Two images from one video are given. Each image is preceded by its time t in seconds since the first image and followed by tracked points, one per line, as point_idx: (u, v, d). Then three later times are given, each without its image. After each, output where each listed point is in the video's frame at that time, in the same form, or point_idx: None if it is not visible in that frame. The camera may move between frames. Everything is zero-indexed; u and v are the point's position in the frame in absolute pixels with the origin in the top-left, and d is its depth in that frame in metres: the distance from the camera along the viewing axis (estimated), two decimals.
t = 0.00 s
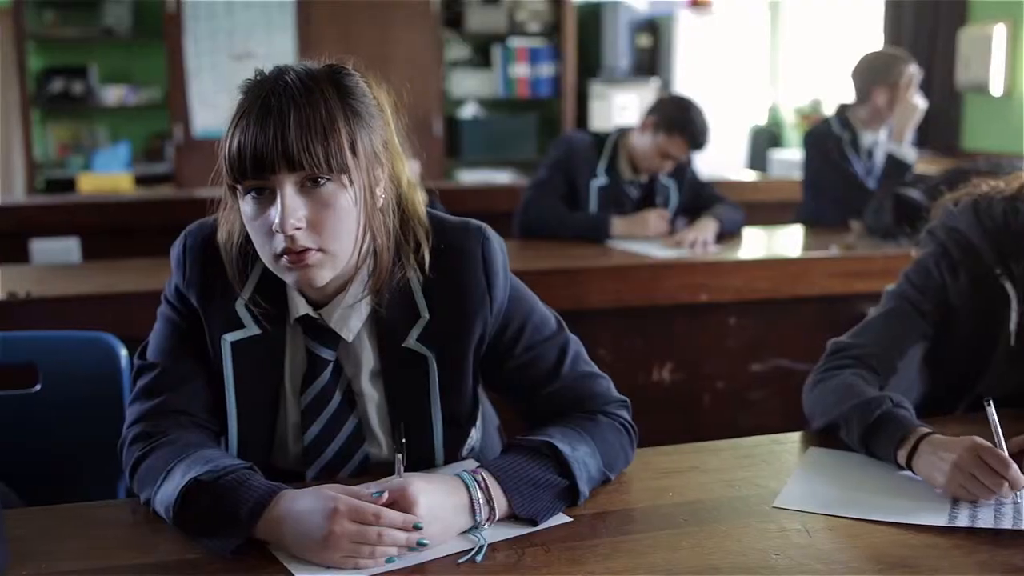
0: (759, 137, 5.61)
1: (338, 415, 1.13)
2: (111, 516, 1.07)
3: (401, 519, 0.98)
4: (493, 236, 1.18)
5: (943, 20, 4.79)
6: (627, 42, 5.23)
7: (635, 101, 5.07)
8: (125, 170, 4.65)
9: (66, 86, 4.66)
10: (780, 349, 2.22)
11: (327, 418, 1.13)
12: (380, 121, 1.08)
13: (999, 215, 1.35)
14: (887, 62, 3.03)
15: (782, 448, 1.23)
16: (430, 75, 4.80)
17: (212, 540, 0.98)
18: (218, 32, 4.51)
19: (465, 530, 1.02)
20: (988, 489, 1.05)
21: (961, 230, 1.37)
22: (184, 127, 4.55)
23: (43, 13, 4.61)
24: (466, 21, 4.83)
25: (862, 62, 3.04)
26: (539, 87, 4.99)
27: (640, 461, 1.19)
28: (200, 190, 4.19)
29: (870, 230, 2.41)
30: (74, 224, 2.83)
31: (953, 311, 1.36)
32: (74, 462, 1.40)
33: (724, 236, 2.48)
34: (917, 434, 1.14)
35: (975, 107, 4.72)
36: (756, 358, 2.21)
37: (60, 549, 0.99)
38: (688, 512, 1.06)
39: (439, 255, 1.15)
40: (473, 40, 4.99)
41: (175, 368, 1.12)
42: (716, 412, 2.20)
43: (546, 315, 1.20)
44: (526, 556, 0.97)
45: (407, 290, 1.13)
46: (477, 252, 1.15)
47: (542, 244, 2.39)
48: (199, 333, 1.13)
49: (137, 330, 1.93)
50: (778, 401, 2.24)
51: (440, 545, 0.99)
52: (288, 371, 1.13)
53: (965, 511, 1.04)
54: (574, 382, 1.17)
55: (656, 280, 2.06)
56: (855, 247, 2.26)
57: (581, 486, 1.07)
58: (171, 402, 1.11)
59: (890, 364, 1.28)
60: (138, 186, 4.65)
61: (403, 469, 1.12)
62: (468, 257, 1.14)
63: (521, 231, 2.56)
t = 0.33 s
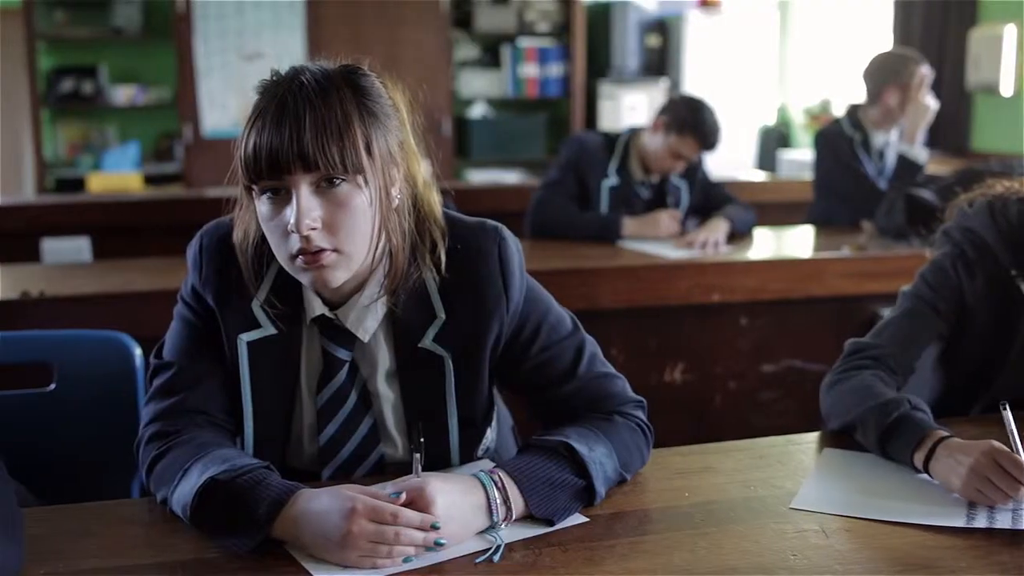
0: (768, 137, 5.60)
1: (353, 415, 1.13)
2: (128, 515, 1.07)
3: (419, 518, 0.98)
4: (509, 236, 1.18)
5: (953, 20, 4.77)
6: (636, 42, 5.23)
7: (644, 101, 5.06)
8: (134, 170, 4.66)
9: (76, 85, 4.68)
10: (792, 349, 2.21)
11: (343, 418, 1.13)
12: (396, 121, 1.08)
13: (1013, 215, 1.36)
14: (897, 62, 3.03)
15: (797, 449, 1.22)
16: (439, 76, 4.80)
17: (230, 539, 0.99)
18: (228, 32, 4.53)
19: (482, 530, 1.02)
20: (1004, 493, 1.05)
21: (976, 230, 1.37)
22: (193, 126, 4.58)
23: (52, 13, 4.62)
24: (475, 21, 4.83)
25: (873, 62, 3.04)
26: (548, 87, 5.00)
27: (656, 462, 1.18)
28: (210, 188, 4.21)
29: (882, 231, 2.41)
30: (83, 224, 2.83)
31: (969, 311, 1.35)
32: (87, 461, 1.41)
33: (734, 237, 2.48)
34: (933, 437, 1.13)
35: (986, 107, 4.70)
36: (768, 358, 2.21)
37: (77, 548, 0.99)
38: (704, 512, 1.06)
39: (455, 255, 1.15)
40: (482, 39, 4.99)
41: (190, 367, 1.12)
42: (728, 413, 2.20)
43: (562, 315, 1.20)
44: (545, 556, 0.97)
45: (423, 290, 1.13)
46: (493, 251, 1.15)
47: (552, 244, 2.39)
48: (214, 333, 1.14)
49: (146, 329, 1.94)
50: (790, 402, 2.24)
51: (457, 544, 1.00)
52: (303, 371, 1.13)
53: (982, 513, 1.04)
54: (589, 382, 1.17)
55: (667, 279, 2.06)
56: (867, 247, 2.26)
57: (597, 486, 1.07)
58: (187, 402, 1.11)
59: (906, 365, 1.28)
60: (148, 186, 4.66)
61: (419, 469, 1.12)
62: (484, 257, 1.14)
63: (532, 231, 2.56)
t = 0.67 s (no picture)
0: (776, 137, 5.60)
1: (368, 416, 1.13)
2: (143, 513, 1.08)
3: (436, 518, 0.98)
4: (525, 236, 1.18)
5: (962, 21, 4.77)
6: (645, 42, 5.22)
7: (652, 101, 5.05)
8: (143, 170, 4.67)
9: (85, 85, 4.69)
10: (802, 350, 2.21)
11: (358, 418, 1.13)
12: (413, 123, 1.08)
13: None
14: (908, 62, 3.02)
15: (812, 450, 1.22)
16: (448, 76, 4.80)
17: (245, 539, 0.99)
18: (237, 32, 4.54)
19: (498, 530, 1.02)
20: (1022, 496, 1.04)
21: (990, 231, 1.36)
22: (202, 126, 4.60)
23: (62, 13, 4.63)
24: (483, 21, 4.84)
25: (884, 62, 3.04)
26: (556, 87, 4.99)
27: (671, 462, 1.18)
28: (219, 187, 4.22)
29: (893, 232, 2.41)
30: (93, 224, 2.84)
31: (984, 313, 1.35)
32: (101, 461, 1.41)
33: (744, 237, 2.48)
34: (950, 439, 1.13)
35: (996, 107, 4.69)
36: (779, 358, 2.20)
37: (93, 548, 1.00)
38: (720, 512, 1.06)
39: (470, 255, 1.15)
40: (491, 40, 4.99)
41: (205, 367, 1.12)
42: (738, 413, 2.19)
43: (577, 315, 1.20)
44: (561, 556, 0.97)
45: (439, 291, 1.13)
46: (509, 252, 1.15)
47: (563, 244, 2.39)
48: (229, 333, 1.14)
49: (157, 329, 1.94)
50: (800, 402, 2.23)
51: (473, 544, 1.00)
52: (319, 371, 1.13)
53: (998, 516, 1.03)
54: (605, 382, 1.17)
55: (678, 280, 2.06)
56: (878, 248, 2.25)
57: (613, 486, 1.07)
58: (202, 401, 1.11)
59: (922, 366, 1.28)
60: (157, 186, 4.67)
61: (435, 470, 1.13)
62: (500, 258, 1.14)
63: (542, 231, 2.56)
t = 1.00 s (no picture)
0: (783, 137, 5.59)
1: (381, 415, 1.14)
2: (157, 512, 1.08)
3: (449, 518, 0.98)
4: (538, 236, 1.18)
5: (969, 21, 4.75)
6: (652, 42, 5.21)
7: (659, 101, 5.04)
8: (150, 169, 4.68)
9: (93, 85, 4.70)
10: (812, 350, 2.20)
11: (371, 418, 1.13)
12: (428, 125, 1.08)
13: None
14: (917, 62, 3.00)
15: (823, 450, 1.22)
16: (454, 76, 4.80)
17: (259, 539, 0.99)
18: (243, 32, 4.54)
19: (511, 530, 1.02)
20: None
21: (1001, 233, 1.36)
22: (208, 126, 4.61)
23: (69, 13, 4.65)
24: (490, 20, 4.83)
25: (893, 62, 3.03)
26: (562, 87, 4.99)
27: (683, 463, 1.18)
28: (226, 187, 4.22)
29: (902, 232, 2.40)
30: (101, 223, 2.84)
31: (996, 315, 1.35)
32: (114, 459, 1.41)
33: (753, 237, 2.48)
34: (963, 441, 1.12)
35: (1003, 107, 4.68)
36: (788, 359, 2.20)
37: (108, 548, 1.00)
38: (733, 513, 1.06)
39: (483, 256, 1.15)
40: (497, 39, 4.98)
41: (218, 366, 1.12)
42: (747, 413, 2.19)
43: (589, 315, 1.20)
44: (574, 556, 0.97)
45: (452, 291, 1.13)
46: (521, 252, 1.15)
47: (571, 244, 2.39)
48: (241, 332, 1.14)
49: (169, 327, 1.94)
50: (809, 401, 2.23)
51: (487, 544, 1.00)
52: (332, 371, 1.13)
53: (1013, 518, 1.03)
54: (617, 383, 1.17)
55: (686, 280, 2.06)
56: (887, 248, 2.25)
57: (626, 487, 1.07)
58: (215, 401, 1.11)
59: (934, 367, 1.28)
60: (163, 185, 4.68)
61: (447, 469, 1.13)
62: (513, 258, 1.15)
63: (550, 231, 2.56)
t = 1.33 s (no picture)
0: (791, 138, 5.59)
1: (398, 415, 1.14)
2: (174, 511, 1.08)
3: (468, 518, 0.98)
4: (553, 237, 1.18)
5: (979, 20, 4.75)
6: (660, 42, 5.21)
7: (667, 101, 5.05)
8: (159, 169, 4.68)
9: (101, 84, 4.70)
10: (823, 350, 2.20)
11: (388, 418, 1.14)
12: (447, 129, 1.08)
13: None
14: (928, 61, 2.98)
15: (838, 451, 1.22)
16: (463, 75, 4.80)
17: (277, 539, 0.99)
18: (252, 32, 4.55)
19: (529, 530, 1.02)
20: None
21: (1016, 233, 1.35)
22: (217, 125, 4.61)
23: (77, 13, 4.66)
24: (498, 21, 4.83)
25: (904, 61, 3.00)
26: (571, 87, 4.99)
27: (699, 463, 1.18)
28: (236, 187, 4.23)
29: (913, 233, 2.39)
30: (112, 222, 2.85)
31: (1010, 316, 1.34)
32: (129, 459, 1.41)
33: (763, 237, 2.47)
34: (979, 442, 1.12)
35: (1012, 106, 4.67)
36: (800, 359, 2.20)
37: (126, 547, 1.00)
38: (750, 513, 1.06)
39: (500, 256, 1.15)
40: (505, 39, 4.98)
41: (235, 366, 1.12)
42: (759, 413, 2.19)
43: (605, 315, 1.20)
44: (593, 556, 0.97)
45: (469, 293, 1.13)
46: (538, 253, 1.15)
47: (582, 244, 2.39)
48: (258, 332, 1.14)
49: (182, 326, 1.94)
50: (820, 402, 2.23)
51: (505, 544, 1.00)
52: (349, 371, 1.14)
53: None
54: (634, 383, 1.17)
55: (698, 281, 2.06)
56: (898, 249, 2.24)
57: (643, 487, 1.07)
58: (232, 400, 1.11)
59: (950, 367, 1.28)
60: (173, 185, 4.68)
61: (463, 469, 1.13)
62: (529, 258, 1.14)
63: (560, 231, 2.56)
